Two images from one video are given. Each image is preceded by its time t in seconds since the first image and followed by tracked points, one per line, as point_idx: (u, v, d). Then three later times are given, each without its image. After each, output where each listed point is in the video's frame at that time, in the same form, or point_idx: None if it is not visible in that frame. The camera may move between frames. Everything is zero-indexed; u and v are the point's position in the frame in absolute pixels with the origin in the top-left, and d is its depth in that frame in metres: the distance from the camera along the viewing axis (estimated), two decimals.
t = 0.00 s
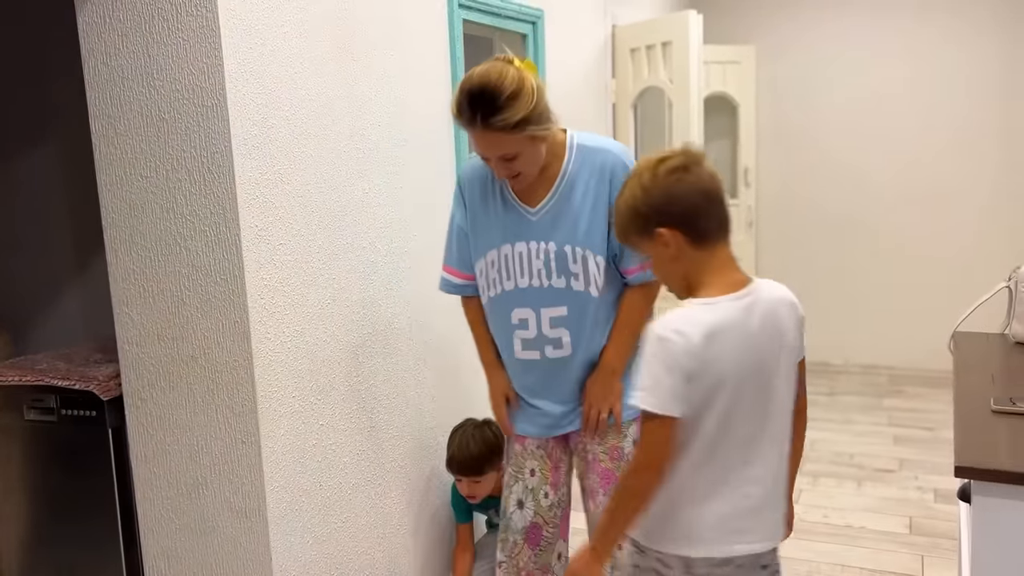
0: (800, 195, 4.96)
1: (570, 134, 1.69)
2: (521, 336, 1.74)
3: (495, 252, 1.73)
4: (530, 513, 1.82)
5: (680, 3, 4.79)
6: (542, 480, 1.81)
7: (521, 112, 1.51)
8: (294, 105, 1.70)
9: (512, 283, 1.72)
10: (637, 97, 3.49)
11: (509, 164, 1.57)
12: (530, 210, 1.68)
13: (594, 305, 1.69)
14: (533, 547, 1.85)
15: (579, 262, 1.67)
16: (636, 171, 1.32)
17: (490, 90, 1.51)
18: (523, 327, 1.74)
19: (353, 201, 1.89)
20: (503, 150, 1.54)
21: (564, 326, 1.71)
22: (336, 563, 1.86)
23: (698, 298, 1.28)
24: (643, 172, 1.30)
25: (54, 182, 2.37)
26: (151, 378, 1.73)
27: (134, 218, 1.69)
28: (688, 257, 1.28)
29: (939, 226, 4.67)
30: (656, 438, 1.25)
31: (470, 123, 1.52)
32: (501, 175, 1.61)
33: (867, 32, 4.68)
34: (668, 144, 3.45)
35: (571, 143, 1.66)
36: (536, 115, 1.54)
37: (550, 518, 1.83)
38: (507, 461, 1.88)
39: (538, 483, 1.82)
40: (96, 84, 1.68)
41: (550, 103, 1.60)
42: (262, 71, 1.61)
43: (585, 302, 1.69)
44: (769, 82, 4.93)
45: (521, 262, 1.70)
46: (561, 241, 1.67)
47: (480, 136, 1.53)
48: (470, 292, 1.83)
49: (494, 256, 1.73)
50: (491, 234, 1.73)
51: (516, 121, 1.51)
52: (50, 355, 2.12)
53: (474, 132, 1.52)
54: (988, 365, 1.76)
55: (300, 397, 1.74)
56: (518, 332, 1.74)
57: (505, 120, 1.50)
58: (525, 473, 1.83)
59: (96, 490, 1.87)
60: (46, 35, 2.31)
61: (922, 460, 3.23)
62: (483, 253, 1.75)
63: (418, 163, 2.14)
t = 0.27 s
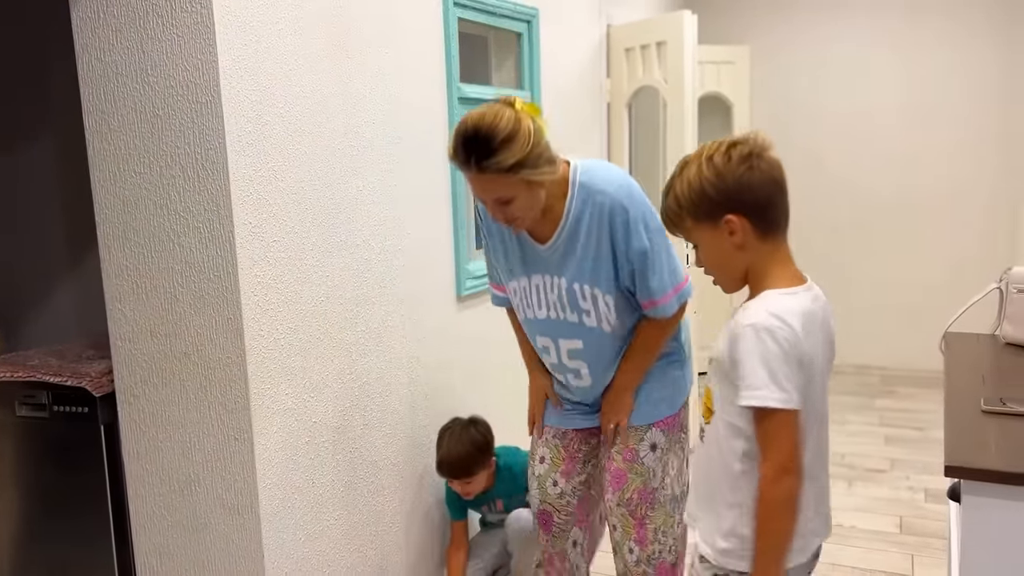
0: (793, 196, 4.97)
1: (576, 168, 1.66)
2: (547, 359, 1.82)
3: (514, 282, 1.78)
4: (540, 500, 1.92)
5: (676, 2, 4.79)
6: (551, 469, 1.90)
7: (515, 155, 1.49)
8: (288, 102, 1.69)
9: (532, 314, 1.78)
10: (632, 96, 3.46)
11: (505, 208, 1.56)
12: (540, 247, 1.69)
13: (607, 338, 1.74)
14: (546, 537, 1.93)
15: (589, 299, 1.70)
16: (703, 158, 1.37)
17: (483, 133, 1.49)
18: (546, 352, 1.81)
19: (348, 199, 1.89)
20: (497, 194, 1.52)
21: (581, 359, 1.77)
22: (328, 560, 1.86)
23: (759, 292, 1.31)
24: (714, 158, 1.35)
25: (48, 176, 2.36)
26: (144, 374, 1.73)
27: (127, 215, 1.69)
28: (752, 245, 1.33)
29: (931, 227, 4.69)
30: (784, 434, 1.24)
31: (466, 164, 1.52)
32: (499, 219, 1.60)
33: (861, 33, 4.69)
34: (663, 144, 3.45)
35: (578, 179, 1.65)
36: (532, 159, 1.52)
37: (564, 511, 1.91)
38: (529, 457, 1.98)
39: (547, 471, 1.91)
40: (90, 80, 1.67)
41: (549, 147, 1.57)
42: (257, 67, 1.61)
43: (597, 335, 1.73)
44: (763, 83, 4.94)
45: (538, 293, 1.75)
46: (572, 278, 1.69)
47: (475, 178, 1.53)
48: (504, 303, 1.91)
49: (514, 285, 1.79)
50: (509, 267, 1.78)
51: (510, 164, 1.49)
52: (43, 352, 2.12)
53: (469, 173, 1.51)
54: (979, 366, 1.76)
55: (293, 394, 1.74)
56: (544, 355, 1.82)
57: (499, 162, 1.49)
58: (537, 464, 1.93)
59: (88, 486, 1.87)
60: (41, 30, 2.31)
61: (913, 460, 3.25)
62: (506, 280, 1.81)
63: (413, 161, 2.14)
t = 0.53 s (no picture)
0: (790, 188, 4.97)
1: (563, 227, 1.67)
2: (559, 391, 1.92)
3: (518, 327, 1.85)
4: (536, 494, 1.99)
5: None
6: (548, 465, 1.97)
7: (502, 225, 1.51)
8: (287, 85, 1.69)
9: (539, 357, 1.86)
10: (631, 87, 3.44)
11: (493, 272, 1.59)
12: (538, 299, 1.73)
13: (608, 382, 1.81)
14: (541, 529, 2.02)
15: (586, 353, 1.76)
16: (726, 136, 1.19)
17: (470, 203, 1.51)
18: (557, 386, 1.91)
19: (346, 184, 1.88)
20: (485, 260, 1.55)
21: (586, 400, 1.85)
22: (323, 545, 1.87)
23: (787, 284, 1.15)
24: (739, 136, 1.17)
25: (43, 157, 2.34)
26: (140, 356, 1.73)
27: (124, 196, 1.68)
28: (779, 234, 1.16)
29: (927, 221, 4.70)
30: (834, 429, 1.08)
31: (452, 231, 1.54)
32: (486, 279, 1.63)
33: (861, 26, 4.69)
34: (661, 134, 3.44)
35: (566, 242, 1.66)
36: (520, 227, 1.54)
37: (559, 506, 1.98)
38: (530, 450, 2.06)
39: (545, 466, 1.98)
40: (87, 59, 1.66)
41: (539, 213, 1.59)
42: (256, 49, 1.60)
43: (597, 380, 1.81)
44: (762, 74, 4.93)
45: (540, 341, 1.82)
46: (572, 331, 1.75)
47: (462, 246, 1.55)
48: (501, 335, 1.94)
49: (519, 330, 1.86)
50: (512, 317, 1.84)
51: (497, 232, 1.52)
52: (38, 334, 2.11)
53: (455, 240, 1.54)
54: (975, 357, 1.77)
55: (290, 378, 1.74)
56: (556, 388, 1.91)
57: (483, 233, 1.51)
58: (536, 457, 2.00)
59: (83, 469, 1.86)
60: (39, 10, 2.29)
61: (906, 452, 3.26)
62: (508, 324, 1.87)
63: (412, 146, 2.13)
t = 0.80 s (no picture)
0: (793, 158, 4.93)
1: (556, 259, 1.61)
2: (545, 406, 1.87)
3: (504, 358, 1.79)
4: (494, 474, 1.92)
5: None
6: (515, 449, 1.91)
7: (495, 253, 1.45)
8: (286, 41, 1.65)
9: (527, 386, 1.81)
10: (634, 52, 3.35)
11: (484, 300, 1.52)
12: (527, 334, 1.67)
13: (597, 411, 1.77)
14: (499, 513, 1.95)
15: (575, 384, 1.72)
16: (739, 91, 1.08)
17: (463, 229, 1.44)
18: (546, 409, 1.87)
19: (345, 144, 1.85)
20: (475, 288, 1.49)
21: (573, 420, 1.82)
22: (320, 507, 1.87)
23: (795, 253, 1.04)
24: (753, 92, 1.06)
25: (38, 113, 2.30)
26: (136, 316, 1.71)
27: (121, 152, 1.65)
28: (790, 198, 1.05)
29: (929, 193, 4.61)
30: (837, 405, 0.97)
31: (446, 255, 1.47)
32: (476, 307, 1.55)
33: None
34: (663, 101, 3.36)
35: (558, 276, 1.60)
36: (513, 256, 1.47)
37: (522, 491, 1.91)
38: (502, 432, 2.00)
39: (510, 450, 1.92)
40: (84, 11, 1.63)
41: (533, 241, 1.53)
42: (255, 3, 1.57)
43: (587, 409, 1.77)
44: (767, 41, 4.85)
45: (528, 372, 1.76)
46: (560, 364, 1.69)
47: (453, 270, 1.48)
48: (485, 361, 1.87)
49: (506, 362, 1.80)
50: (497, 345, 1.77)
51: (490, 259, 1.45)
52: (32, 292, 2.08)
53: (449, 264, 1.46)
54: (978, 330, 1.76)
55: (289, 340, 1.73)
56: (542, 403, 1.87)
57: (479, 257, 1.44)
58: (507, 441, 1.94)
59: (79, 427, 1.86)
60: None
61: (901, 424, 3.27)
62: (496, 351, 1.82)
63: (412, 107, 2.09)
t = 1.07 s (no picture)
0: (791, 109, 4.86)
1: (561, 266, 1.63)
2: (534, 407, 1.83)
3: (493, 374, 1.77)
4: (462, 458, 1.83)
5: None
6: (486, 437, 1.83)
7: (528, 215, 1.55)
8: None
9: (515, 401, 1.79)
10: None
11: (509, 265, 1.55)
12: (522, 345, 1.67)
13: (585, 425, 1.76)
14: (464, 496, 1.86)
15: (564, 400, 1.70)
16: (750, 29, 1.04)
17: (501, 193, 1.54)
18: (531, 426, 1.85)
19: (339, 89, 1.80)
20: (504, 248, 1.53)
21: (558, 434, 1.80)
22: (316, 458, 1.86)
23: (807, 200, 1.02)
24: (766, 29, 1.01)
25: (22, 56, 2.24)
26: (128, 265, 1.68)
27: (109, 96, 1.61)
28: (800, 144, 1.02)
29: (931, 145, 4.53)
30: (834, 361, 0.90)
31: (479, 217, 1.55)
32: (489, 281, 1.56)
33: None
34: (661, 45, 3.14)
35: (562, 286, 1.61)
36: (541, 226, 1.57)
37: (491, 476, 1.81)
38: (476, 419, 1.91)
39: (482, 437, 1.83)
40: None
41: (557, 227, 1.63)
42: None
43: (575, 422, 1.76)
44: None
45: (517, 388, 1.74)
46: (550, 380, 1.67)
47: (485, 230, 1.54)
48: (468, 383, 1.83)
49: (495, 378, 1.77)
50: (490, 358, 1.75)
51: (523, 220, 1.54)
52: (21, 240, 2.04)
53: (480, 225, 1.54)
54: (981, 281, 1.74)
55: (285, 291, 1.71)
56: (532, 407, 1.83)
57: (514, 215, 1.53)
58: (482, 428, 1.85)
59: (73, 376, 1.84)
60: None
61: (895, 377, 3.27)
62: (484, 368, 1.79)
63: (407, 51, 2.04)
